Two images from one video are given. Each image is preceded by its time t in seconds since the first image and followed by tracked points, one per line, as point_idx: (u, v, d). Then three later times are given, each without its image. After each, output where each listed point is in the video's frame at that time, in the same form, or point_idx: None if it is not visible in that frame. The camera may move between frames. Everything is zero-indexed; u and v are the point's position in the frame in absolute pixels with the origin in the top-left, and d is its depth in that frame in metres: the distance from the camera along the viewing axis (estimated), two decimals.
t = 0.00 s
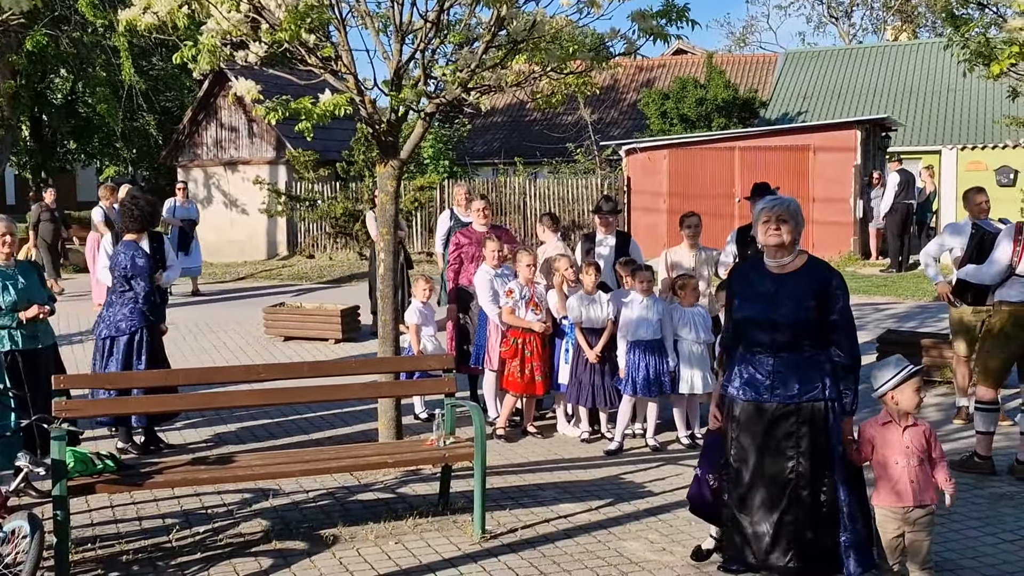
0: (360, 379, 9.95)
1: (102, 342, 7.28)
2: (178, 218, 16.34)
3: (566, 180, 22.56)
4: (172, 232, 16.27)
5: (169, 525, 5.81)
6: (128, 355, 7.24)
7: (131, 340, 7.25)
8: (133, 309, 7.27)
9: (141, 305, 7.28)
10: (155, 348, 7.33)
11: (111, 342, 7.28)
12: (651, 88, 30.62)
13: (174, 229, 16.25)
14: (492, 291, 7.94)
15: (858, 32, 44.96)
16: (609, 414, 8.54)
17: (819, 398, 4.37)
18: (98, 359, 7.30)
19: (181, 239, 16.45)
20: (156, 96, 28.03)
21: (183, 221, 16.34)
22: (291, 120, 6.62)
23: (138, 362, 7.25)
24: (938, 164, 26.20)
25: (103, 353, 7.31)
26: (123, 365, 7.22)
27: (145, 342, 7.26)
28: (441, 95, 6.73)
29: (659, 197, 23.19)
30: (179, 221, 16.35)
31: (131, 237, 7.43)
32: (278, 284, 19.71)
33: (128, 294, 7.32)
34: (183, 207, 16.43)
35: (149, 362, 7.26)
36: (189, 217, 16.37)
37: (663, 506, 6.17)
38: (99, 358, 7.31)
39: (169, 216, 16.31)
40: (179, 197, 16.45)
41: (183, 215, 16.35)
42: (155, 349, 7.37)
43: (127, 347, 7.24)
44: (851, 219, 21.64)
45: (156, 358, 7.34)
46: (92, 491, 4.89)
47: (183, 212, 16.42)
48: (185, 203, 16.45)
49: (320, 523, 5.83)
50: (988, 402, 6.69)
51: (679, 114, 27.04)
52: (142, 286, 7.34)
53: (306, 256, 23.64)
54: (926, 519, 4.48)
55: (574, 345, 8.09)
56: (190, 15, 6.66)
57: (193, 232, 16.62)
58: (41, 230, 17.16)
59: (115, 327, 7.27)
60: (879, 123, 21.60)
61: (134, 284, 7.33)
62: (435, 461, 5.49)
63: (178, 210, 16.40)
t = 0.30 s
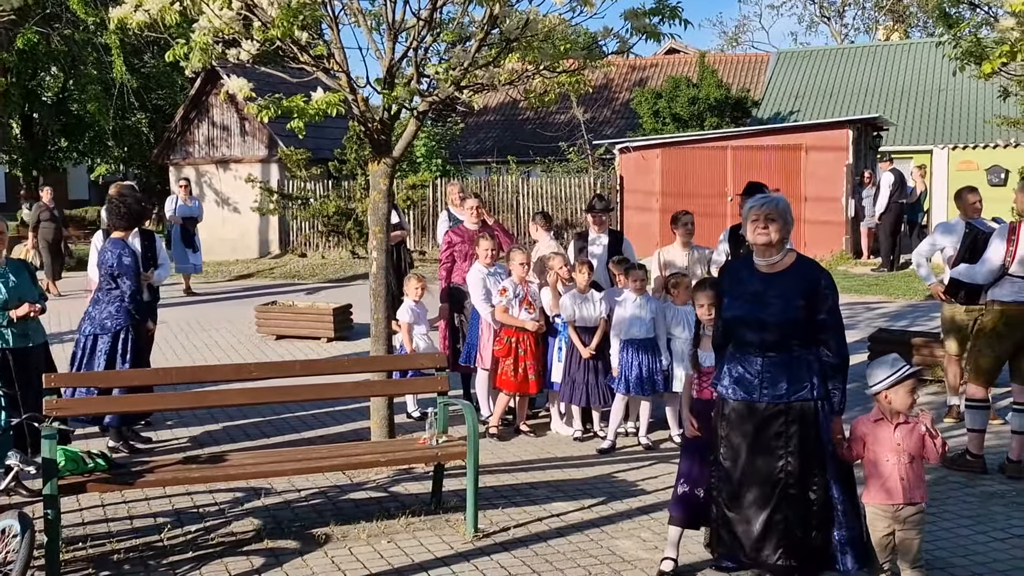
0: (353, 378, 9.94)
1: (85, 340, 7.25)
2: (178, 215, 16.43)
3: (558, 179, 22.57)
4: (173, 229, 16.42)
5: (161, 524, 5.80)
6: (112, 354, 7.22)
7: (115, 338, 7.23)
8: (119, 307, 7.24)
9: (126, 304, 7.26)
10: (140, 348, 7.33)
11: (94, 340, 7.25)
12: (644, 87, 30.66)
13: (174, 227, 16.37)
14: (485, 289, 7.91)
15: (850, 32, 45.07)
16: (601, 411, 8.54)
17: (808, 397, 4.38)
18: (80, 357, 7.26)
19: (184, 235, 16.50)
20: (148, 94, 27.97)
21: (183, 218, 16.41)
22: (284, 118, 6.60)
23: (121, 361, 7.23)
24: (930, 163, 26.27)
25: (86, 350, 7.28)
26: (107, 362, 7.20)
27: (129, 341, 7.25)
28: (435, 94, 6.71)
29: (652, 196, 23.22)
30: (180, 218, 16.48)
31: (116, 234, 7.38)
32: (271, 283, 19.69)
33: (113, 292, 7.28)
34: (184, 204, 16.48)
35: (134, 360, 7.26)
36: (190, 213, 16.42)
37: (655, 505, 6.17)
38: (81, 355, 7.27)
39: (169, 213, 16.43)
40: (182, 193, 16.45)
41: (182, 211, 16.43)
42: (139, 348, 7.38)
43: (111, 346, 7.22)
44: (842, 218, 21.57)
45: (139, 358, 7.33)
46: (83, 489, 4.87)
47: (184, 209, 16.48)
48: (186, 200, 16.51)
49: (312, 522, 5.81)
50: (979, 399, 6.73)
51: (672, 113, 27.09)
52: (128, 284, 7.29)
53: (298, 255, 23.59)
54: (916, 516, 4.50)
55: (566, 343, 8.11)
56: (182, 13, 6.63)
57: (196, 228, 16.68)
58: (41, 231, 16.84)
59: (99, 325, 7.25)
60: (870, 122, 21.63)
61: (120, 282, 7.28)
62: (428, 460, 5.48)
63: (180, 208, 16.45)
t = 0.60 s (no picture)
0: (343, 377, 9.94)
1: (72, 339, 7.22)
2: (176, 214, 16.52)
3: (549, 178, 22.59)
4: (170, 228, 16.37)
5: (150, 523, 5.78)
6: (100, 352, 7.18)
7: (101, 335, 7.19)
8: (103, 304, 7.19)
9: (110, 300, 7.21)
10: (127, 345, 7.28)
11: (81, 338, 7.22)
12: (634, 85, 30.69)
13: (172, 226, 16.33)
14: (475, 288, 7.94)
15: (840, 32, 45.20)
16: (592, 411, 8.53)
17: (792, 397, 4.39)
18: (69, 355, 7.25)
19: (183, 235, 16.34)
20: (137, 91, 27.88)
21: (180, 216, 16.48)
22: (274, 116, 6.58)
23: (109, 358, 7.19)
24: (919, 163, 26.35)
25: (74, 349, 7.25)
26: (95, 362, 7.16)
27: (116, 337, 7.21)
28: (425, 92, 6.70)
29: (642, 195, 23.31)
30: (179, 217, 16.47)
31: (100, 233, 7.23)
32: (260, 281, 19.62)
33: (96, 290, 7.22)
34: (182, 204, 16.60)
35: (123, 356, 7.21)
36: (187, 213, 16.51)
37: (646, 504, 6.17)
38: (68, 354, 7.24)
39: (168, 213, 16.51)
40: (181, 195, 16.60)
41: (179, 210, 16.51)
42: (126, 345, 7.33)
43: (98, 344, 7.17)
44: (833, 218, 21.57)
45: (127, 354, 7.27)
46: (72, 489, 4.86)
47: (183, 209, 16.55)
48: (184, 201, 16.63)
49: (302, 521, 5.80)
50: (966, 398, 6.79)
51: (662, 112, 27.12)
52: (111, 281, 7.22)
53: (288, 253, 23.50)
54: (904, 515, 4.50)
55: (558, 342, 8.10)
56: (171, 10, 6.61)
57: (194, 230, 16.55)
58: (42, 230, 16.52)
59: (85, 324, 7.20)
60: (860, 122, 21.66)
61: (103, 280, 7.21)
62: (418, 459, 5.47)
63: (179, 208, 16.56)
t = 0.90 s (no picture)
0: (338, 376, 9.96)
1: (65, 337, 7.22)
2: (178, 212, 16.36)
3: (546, 177, 22.61)
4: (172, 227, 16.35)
5: (145, 522, 5.77)
6: (92, 348, 7.15)
7: (93, 332, 7.17)
8: (92, 301, 7.17)
9: (98, 295, 7.18)
10: (120, 340, 7.25)
11: (73, 336, 7.20)
12: (631, 84, 30.68)
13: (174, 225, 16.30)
14: (470, 287, 7.96)
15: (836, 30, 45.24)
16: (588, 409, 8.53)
17: (787, 395, 4.39)
18: (63, 353, 7.25)
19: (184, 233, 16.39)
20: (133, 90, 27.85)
21: (182, 214, 16.32)
22: (269, 114, 6.58)
23: (101, 354, 7.16)
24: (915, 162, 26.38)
25: (68, 347, 7.24)
26: (88, 358, 7.14)
27: (109, 332, 7.19)
28: (421, 90, 6.70)
29: (638, 194, 23.33)
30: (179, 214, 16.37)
31: (84, 232, 7.20)
32: (256, 279, 19.59)
33: (84, 287, 7.19)
34: (183, 201, 16.39)
35: (114, 351, 7.18)
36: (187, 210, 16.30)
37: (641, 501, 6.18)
38: (63, 353, 7.24)
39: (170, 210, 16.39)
40: (183, 191, 16.45)
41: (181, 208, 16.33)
42: (119, 339, 7.30)
43: (90, 341, 7.15)
44: (829, 216, 21.67)
45: (120, 349, 7.24)
46: (67, 486, 4.85)
47: (184, 206, 16.38)
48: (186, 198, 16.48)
49: (297, 520, 5.80)
50: (962, 397, 6.79)
51: (658, 111, 27.12)
52: (97, 278, 7.17)
53: (284, 252, 23.42)
54: (896, 514, 4.51)
55: (553, 341, 8.10)
56: (166, 7, 6.60)
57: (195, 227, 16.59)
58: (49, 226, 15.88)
59: (75, 321, 7.19)
60: (856, 120, 21.67)
61: (89, 277, 7.17)
62: (414, 457, 5.47)
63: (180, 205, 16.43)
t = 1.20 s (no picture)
0: (338, 373, 9.96)
1: (55, 332, 7.23)
2: (186, 211, 16.32)
3: (545, 175, 22.60)
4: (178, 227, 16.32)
5: (144, 519, 5.77)
6: (80, 343, 7.16)
7: (82, 327, 7.18)
8: (81, 296, 7.17)
9: (87, 290, 7.18)
10: (108, 335, 7.24)
11: (63, 331, 7.21)
12: (631, 82, 30.67)
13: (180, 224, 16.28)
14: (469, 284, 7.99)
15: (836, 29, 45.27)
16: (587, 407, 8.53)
17: (788, 393, 4.39)
18: (53, 348, 7.27)
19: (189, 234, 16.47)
20: (133, 87, 27.85)
21: (190, 215, 16.31)
22: (268, 112, 6.58)
23: (89, 348, 7.17)
24: (914, 161, 26.39)
25: (58, 342, 7.26)
26: (76, 353, 7.15)
27: (98, 327, 7.20)
28: (420, 88, 6.70)
29: (638, 192, 23.27)
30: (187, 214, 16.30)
31: (75, 227, 7.23)
32: (256, 277, 19.57)
33: (74, 282, 7.19)
34: (192, 201, 16.33)
35: (102, 346, 7.18)
36: (197, 211, 16.30)
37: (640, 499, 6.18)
38: (54, 347, 7.26)
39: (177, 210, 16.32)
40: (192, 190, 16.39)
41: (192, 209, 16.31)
42: (110, 334, 7.30)
43: (78, 335, 7.16)
44: (828, 215, 21.65)
45: (109, 345, 7.24)
46: (66, 484, 4.85)
47: (192, 206, 16.34)
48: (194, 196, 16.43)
49: (296, 517, 5.80)
50: (958, 393, 6.78)
51: (658, 110, 27.10)
52: (86, 273, 7.17)
53: (284, 249, 23.39)
54: (895, 511, 4.50)
55: (552, 338, 8.10)
56: (166, 4, 6.59)
57: (202, 225, 16.60)
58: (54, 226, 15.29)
59: (66, 316, 7.20)
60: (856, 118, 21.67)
61: (79, 271, 7.17)
62: (412, 455, 5.47)
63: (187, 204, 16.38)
